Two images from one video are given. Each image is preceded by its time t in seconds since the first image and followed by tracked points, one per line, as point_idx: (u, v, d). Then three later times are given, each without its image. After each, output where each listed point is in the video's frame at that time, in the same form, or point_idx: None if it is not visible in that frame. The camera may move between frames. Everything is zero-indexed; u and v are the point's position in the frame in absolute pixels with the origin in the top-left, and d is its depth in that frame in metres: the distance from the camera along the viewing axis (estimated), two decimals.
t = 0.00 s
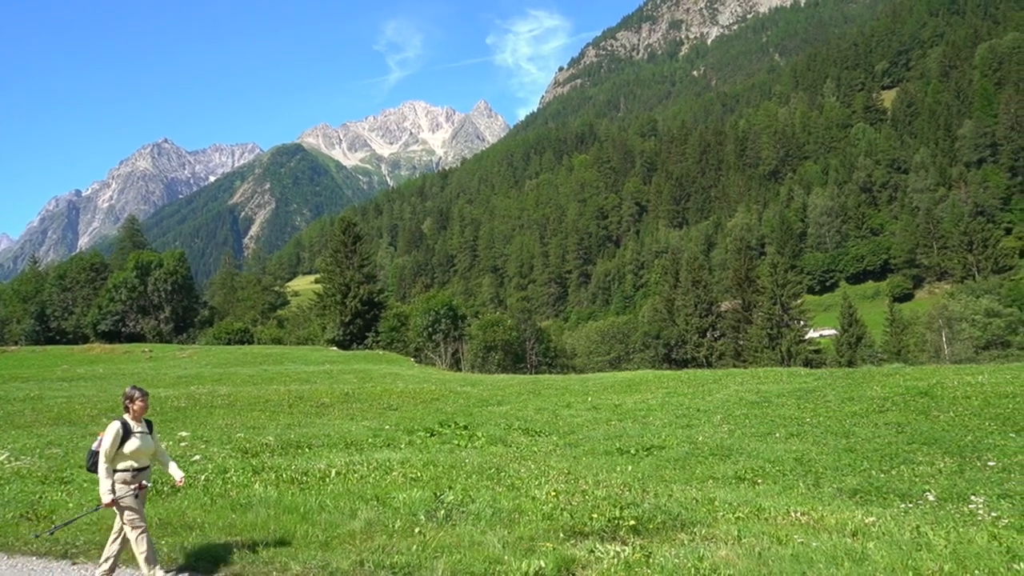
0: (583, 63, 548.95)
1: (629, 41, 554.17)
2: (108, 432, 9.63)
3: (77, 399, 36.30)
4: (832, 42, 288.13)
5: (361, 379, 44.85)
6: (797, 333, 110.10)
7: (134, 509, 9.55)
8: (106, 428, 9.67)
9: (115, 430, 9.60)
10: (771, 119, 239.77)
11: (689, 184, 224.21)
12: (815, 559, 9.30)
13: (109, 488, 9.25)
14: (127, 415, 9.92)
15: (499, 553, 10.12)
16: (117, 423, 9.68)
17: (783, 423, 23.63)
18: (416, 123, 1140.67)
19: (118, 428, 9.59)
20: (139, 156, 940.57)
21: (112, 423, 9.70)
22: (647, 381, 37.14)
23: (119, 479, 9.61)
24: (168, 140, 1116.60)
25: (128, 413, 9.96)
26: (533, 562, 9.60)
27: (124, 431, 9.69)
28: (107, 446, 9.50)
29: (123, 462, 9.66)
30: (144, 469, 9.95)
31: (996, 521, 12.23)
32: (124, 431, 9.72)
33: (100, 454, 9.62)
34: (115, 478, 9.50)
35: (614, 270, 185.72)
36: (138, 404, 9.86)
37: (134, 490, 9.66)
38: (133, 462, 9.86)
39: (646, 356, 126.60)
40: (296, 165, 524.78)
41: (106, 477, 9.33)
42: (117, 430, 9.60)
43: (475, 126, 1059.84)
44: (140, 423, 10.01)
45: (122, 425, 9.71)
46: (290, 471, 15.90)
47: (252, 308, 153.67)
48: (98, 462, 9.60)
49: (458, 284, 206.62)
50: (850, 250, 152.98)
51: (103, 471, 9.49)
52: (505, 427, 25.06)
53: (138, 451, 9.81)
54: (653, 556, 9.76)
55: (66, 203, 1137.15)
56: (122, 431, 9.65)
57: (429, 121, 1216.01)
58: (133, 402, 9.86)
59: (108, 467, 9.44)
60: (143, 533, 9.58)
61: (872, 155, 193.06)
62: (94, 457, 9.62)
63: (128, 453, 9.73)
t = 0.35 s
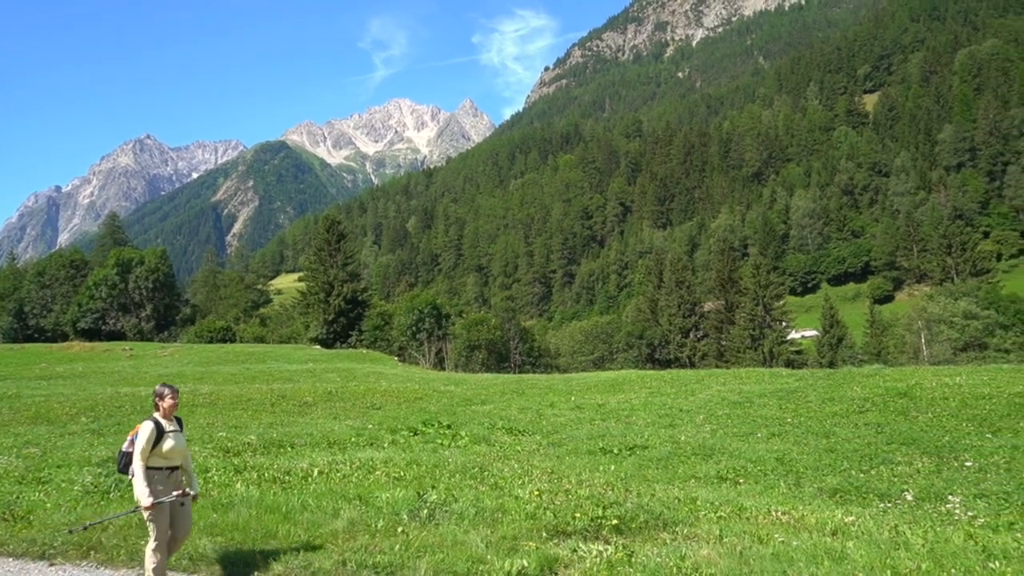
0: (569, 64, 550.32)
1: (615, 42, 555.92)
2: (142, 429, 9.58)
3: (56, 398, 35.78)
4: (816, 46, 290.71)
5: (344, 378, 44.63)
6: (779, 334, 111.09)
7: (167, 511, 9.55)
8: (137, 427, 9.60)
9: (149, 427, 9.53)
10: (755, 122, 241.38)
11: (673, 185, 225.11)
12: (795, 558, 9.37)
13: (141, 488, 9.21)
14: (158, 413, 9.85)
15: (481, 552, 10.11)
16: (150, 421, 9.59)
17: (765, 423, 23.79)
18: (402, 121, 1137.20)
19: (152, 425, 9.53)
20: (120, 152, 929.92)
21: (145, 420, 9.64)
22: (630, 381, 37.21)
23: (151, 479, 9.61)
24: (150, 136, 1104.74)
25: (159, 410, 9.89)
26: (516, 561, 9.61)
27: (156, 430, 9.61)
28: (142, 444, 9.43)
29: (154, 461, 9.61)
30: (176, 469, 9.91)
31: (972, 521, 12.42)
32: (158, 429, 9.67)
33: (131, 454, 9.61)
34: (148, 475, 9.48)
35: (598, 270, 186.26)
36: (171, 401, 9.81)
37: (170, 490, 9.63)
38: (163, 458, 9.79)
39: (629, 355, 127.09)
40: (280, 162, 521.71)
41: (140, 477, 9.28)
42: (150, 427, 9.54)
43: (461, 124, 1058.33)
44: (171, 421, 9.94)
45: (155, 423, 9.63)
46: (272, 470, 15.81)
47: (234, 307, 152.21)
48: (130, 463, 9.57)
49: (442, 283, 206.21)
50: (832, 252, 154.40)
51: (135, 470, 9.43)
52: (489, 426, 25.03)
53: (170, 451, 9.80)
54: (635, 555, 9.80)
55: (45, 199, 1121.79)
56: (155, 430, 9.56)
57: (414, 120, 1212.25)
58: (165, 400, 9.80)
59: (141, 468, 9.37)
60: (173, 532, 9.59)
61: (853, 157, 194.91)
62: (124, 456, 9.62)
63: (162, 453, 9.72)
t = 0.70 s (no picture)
0: (552, 64, 550.88)
1: (597, 43, 557.30)
2: (177, 432, 9.02)
3: (29, 396, 35.20)
4: (795, 49, 294.01)
5: (323, 376, 44.38)
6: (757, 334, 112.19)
7: (206, 516, 9.08)
8: (172, 429, 9.10)
9: (184, 429, 8.99)
10: (735, 123, 243.44)
11: (654, 186, 226.29)
12: (772, 554, 9.52)
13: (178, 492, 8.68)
14: (193, 416, 9.29)
15: (461, 550, 10.14)
16: (186, 423, 9.08)
17: (743, 422, 24.02)
18: (383, 118, 1132.06)
19: (188, 427, 8.99)
20: (96, 146, 916.54)
21: (181, 423, 9.10)
22: (610, 380, 37.35)
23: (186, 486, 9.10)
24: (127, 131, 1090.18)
25: (195, 414, 9.33)
26: (494, 560, 9.63)
27: (193, 433, 9.08)
28: (179, 445, 8.89)
29: (191, 468, 9.11)
30: (212, 476, 9.42)
31: (943, 518, 12.66)
32: (194, 431, 9.12)
33: (165, 458, 9.09)
34: (183, 481, 9.00)
35: (579, 270, 186.72)
36: (208, 405, 9.25)
37: (206, 495, 9.15)
38: (196, 467, 9.26)
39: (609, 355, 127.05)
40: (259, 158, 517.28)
41: (176, 482, 8.76)
42: (187, 429, 9.00)
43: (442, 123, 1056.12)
44: (206, 423, 9.39)
45: (191, 426, 9.07)
46: (250, 470, 15.69)
47: (211, 304, 150.56)
48: (163, 468, 9.05)
49: (423, 281, 205.79)
50: (809, 253, 156.15)
51: (170, 476, 8.91)
52: (470, 425, 25.04)
53: (205, 457, 9.26)
54: (614, 554, 9.86)
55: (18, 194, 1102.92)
56: (192, 432, 9.02)
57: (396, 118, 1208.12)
58: (201, 405, 9.26)
59: (178, 474, 8.85)
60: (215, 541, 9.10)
61: (831, 160, 197.21)
62: (157, 462, 9.10)
63: (196, 457, 9.17)
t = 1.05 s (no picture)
0: (531, 62, 550.80)
1: (577, 41, 558.40)
2: (208, 430, 8.68)
3: None
4: (772, 51, 297.00)
5: (300, 374, 44.02)
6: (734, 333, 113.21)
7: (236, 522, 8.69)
8: (202, 427, 8.75)
9: (216, 428, 8.66)
10: (713, 123, 245.38)
11: (633, 185, 227.23)
12: (746, 551, 9.59)
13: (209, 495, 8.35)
14: (224, 414, 8.95)
15: (438, 549, 10.11)
16: (217, 421, 8.74)
17: (718, 420, 24.29)
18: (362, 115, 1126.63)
19: (219, 425, 8.67)
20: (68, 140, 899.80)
21: (211, 420, 8.76)
22: (588, 379, 37.48)
23: (217, 486, 8.73)
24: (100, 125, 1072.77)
25: (226, 412, 8.99)
26: (472, 558, 9.61)
27: (225, 432, 8.74)
28: (209, 444, 8.56)
29: (221, 470, 8.75)
30: (243, 477, 9.03)
31: (913, 513, 12.90)
32: (224, 431, 8.77)
33: (195, 457, 8.75)
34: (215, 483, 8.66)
35: (557, 268, 187.21)
36: (241, 403, 8.92)
37: (237, 495, 8.85)
38: (225, 470, 8.87)
39: (588, 353, 126.24)
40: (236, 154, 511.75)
41: (206, 484, 8.43)
42: (218, 428, 8.67)
43: (422, 120, 1051.77)
44: (238, 422, 9.05)
45: (223, 424, 8.75)
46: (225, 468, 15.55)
47: (186, 300, 148.55)
48: (195, 468, 8.71)
49: (401, 279, 204.96)
50: (785, 253, 157.74)
51: (200, 477, 8.56)
52: (447, 423, 24.99)
53: (236, 457, 8.88)
54: (589, 550, 9.90)
55: None
56: (223, 432, 8.68)
57: (375, 115, 1200.60)
58: (234, 402, 8.91)
59: (208, 475, 8.52)
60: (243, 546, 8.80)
61: (807, 160, 199.54)
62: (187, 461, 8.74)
63: (226, 459, 8.81)
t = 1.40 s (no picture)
0: (505, 60, 550.38)
1: (551, 41, 559.41)
2: (245, 429, 8.89)
3: None
4: (743, 53, 300.53)
5: (270, 373, 43.54)
6: (704, 332, 114.14)
7: (274, 520, 8.99)
8: (237, 425, 8.99)
9: (254, 427, 8.85)
10: (684, 124, 247.65)
11: (605, 185, 228.42)
12: (715, 548, 9.69)
13: (247, 496, 8.60)
14: (257, 412, 9.15)
15: (408, 547, 10.11)
16: (252, 421, 8.92)
17: (688, 418, 24.49)
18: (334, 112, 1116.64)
19: (255, 425, 8.89)
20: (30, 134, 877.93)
21: (247, 419, 8.95)
22: (560, 377, 37.63)
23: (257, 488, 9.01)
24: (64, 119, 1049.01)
25: (259, 411, 9.16)
26: (443, 557, 9.58)
27: (263, 432, 8.96)
28: (247, 444, 8.79)
29: (259, 465, 9.01)
30: (276, 477, 9.36)
31: (876, 509, 13.15)
32: (261, 430, 9.00)
33: (229, 455, 9.06)
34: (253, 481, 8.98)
35: (530, 267, 187.27)
36: (275, 401, 9.10)
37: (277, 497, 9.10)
38: (261, 465, 9.12)
39: (560, 352, 127.04)
40: (206, 150, 504.37)
41: (248, 482, 8.65)
42: (255, 428, 8.87)
43: (395, 117, 1045.76)
44: (271, 422, 9.23)
45: (259, 424, 8.95)
46: (192, 467, 15.33)
47: (154, 298, 146.03)
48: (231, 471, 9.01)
49: (373, 278, 203.72)
50: (755, 253, 159.69)
51: (238, 474, 8.81)
52: (418, 422, 24.83)
53: (270, 454, 9.12)
54: (560, 549, 9.92)
55: None
56: (260, 431, 8.88)
57: (348, 112, 1190.84)
58: (269, 399, 9.11)
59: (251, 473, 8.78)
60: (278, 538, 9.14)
61: (777, 162, 202.42)
62: (221, 456, 9.06)
63: (264, 456, 9.06)
